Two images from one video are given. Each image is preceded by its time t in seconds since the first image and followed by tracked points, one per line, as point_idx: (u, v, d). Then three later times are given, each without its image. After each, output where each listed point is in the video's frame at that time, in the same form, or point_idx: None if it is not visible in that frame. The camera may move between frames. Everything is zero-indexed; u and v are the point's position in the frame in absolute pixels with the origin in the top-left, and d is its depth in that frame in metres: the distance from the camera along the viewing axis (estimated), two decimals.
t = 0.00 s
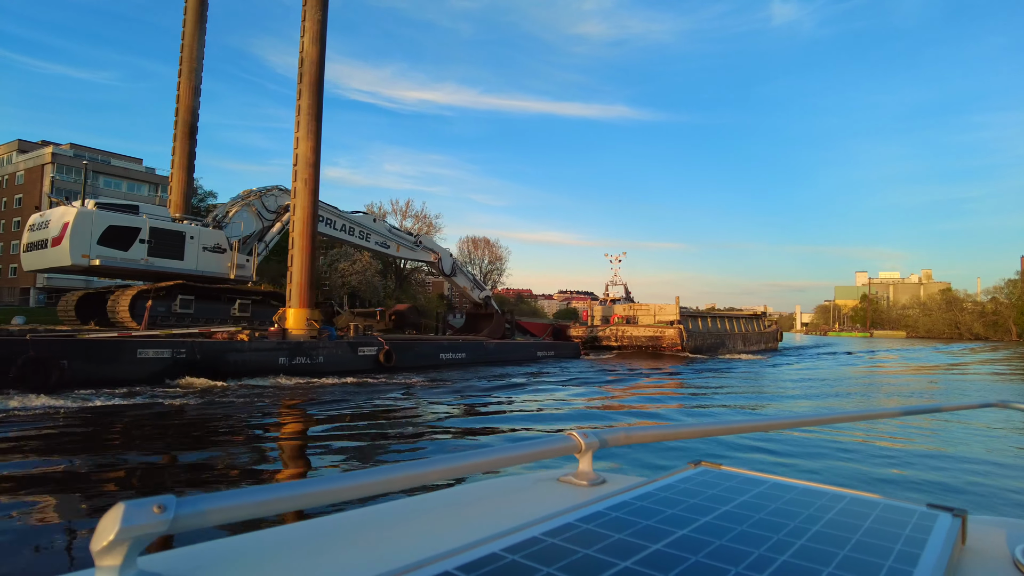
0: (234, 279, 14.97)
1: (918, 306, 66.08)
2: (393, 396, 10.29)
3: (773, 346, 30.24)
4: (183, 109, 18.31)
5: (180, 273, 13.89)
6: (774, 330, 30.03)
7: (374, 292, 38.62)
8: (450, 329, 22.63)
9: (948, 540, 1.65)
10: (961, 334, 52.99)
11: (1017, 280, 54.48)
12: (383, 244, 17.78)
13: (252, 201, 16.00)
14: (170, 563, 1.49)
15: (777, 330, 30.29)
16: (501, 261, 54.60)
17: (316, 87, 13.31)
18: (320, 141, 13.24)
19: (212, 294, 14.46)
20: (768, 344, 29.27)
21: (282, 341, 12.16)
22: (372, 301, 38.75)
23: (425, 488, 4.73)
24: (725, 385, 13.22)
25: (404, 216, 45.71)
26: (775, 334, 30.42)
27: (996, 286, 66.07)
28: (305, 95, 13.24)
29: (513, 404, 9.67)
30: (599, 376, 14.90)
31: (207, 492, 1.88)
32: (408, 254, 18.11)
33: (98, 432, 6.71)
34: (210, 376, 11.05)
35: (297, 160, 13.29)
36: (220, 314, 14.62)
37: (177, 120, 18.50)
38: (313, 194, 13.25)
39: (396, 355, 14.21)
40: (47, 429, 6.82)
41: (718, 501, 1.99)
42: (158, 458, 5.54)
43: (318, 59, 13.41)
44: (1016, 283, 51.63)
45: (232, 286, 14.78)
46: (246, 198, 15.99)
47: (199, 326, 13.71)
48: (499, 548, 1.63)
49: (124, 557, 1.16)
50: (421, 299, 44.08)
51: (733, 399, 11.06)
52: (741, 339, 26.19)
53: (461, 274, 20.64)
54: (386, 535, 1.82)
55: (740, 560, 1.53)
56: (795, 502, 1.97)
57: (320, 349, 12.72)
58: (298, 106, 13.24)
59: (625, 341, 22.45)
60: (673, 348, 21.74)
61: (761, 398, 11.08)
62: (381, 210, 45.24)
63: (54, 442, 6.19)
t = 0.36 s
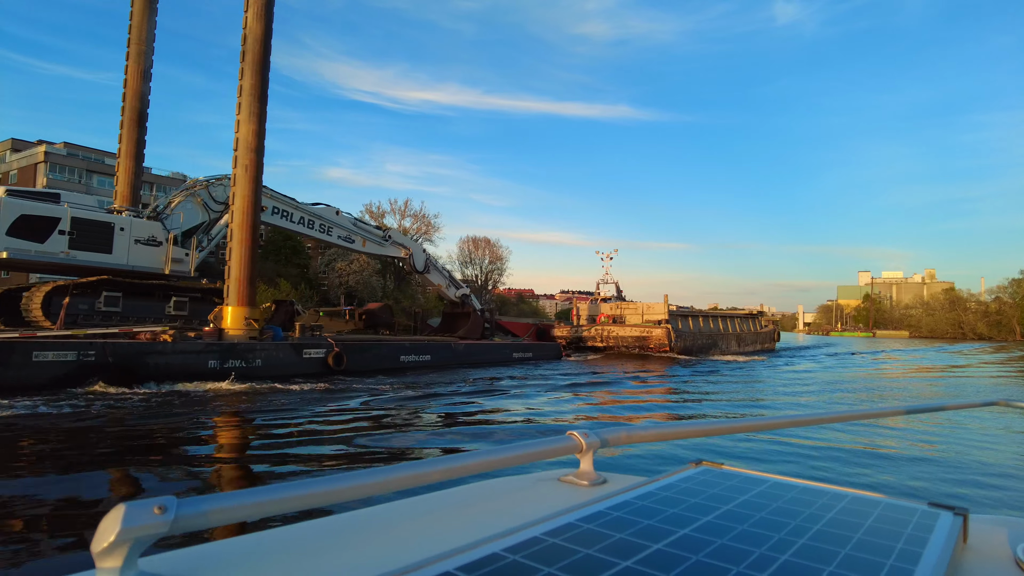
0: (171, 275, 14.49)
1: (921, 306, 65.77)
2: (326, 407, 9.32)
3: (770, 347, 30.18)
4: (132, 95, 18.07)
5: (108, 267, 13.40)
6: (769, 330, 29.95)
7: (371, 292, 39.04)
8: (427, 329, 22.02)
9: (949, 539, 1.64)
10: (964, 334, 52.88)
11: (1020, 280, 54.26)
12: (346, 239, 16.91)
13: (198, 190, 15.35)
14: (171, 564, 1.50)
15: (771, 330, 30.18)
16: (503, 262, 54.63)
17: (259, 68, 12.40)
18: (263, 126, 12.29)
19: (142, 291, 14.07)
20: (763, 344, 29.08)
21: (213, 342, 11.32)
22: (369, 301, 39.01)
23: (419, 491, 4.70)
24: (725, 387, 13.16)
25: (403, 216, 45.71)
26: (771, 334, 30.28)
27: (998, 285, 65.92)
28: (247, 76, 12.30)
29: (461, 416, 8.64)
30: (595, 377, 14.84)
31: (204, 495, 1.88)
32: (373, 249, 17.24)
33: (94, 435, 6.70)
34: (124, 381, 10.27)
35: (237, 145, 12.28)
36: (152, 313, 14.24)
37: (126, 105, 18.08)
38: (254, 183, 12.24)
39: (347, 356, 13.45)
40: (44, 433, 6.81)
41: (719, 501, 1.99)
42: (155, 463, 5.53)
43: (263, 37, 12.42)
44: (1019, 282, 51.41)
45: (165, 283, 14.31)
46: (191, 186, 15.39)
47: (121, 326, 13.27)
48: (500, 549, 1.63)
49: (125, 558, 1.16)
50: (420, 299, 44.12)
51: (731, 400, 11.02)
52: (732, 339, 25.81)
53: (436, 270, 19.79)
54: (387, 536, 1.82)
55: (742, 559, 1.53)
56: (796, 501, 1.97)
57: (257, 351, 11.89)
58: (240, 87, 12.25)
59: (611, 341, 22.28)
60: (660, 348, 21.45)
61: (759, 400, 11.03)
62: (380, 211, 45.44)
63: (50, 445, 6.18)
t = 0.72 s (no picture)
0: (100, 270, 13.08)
1: (924, 306, 65.45)
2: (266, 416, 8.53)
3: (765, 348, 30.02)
4: (70, 78, 17.50)
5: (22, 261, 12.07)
6: (763, 330, 29.73)
7: (367, 291, 39.04)
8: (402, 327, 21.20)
9: (949, 540, 1.64)
10: (967, 333, 53.02)
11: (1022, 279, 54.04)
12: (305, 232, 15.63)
13: (134, 180, 13.56)
14: (171, 566, 1.50)
15: (765, 329, 30.01)
16: (502, 262, 54.59)
17: (194, 42, 11.17)
18: (195, 106, 11.07)
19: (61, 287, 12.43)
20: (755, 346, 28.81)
21: (128, 343, 10.18)
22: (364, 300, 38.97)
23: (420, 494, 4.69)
24: (723, 389, 13.13)
25: (401, 215, 45.73)
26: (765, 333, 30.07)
27: (999, 285, 65.61)
28: (179, 51, 11.08)
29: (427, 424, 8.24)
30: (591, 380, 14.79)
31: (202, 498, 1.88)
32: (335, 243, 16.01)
33: (89, 438, 6.67)
34: (19, 387, 9.10)
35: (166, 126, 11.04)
36: (72, 312, 12.56)
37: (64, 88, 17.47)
38: (185, 168, 11.01)
39: (288, 359, 12.41)
40: (41, 434, 6.78)
41: (719, 503, 1.99)
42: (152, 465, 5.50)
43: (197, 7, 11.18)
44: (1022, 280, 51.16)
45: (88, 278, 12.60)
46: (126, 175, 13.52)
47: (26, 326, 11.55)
48: (500, 551, 1.63)
49: (125, 561, 1.15)
50: (417, 299, 44.04)
51: (729, 403, 11.01)
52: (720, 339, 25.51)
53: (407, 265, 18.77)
54: (386, 538, 1.81)
55: (743, 562, 1.53)
56: (797, 503, 1.97)
57: (182, 353, 10.77)
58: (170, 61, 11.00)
59: (595, 341, 22.19)
60: (644, 348, 21.27)
61: (757, 402, 10.99)
62: (378, 211, 45.45)
63: (44, 448, 6.14)
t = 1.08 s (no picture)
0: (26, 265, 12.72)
1: (925, 306, 65.20)
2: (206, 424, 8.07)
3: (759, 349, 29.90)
4: None
5: None
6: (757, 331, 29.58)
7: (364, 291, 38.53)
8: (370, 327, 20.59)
9: (948, 544, 1.64)
10: (969, 333, 53.01)
11: None
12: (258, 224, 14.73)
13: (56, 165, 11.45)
14: (169, 566, 1.50)
15: (758, 329, 29.87)
16: (502, 262, 54.52)
17: (109, 11, 10.26)
18: (109, 80, 10.17)
19: None
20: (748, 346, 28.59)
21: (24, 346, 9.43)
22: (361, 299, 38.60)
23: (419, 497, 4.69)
24: (720, 391, 13.12)
25: (399, 215, 45.68)
26: (760, 333, 29.94)
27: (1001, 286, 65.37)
28: (92, 20, 10.16)
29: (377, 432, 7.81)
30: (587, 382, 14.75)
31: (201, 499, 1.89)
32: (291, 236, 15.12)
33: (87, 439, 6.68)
34: None
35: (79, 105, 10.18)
36: None
37: None
38: (98, 150, 10.12)
39: (217, 363, 11.82)
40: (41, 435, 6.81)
41: (718, 505, 1.99)
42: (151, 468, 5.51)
43: None
44: None
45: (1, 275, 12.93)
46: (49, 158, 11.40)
47: None
48: (499, 552, 1.63)
49: (124, 560, 1.16)
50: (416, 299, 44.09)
51: (728, 405, 11.00)
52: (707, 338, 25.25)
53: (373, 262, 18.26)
54: (387, 539, 1.82)
55: (741, 565, 1.53)
56: (795, 506, 1.97)
57: (89, 355, 10.03)
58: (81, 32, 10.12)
59: (577, 341, 21.91)
60: (628, 348, 21.06)
61: (754, 405, 10.99)
62: (377, 211, 45.43)
63: (42, 449, 6.17)
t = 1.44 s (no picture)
0: None
1: (927, 306, 64.98)
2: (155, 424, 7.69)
3: (749, 350, 29.27)
4: None
5: None
6: (748, 332, 28.99)
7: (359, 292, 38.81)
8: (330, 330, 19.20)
9: (947, 543, 1.64)
10: (972, 333, 52.60)
11: None
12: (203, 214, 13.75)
13: None
14: (169, 566, 1.51)
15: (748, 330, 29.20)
16: (503, 262, 54.70)
17: None
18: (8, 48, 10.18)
19: None
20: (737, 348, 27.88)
21: None
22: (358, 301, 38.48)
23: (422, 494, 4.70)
24: (716, 391, 13.00)
25: (398, 214, 45.64)
26: (751, 334, 29.33)
27: (1004, 286, 65.11)
28: None
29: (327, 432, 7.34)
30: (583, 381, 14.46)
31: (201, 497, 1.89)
32: (240, 228, 14.16)
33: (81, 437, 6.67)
34: None
35: None
36: None
37: None
38: None
39: (132, 365, 10.26)
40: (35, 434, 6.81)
41: (718, 505, 1.99)
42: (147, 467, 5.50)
43: None
44: None
45: None
46: None
47: None
48: (498, 552, 1.63)
49: (123, 560, 1.15)
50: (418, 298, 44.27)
51: (729, 404, 10.98)
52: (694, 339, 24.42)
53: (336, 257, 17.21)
54: (387, 539, 1.82)
55: (739, 564, 1.53)
56: (795, 505, 1.97)
57: None
58: None
59: (556, 342, 21.08)
60: (609, 349, 20.19)
61: (752, 404, 10.90)
62: (375, 210, 45.23)
63: (40, 448, 6.17)
